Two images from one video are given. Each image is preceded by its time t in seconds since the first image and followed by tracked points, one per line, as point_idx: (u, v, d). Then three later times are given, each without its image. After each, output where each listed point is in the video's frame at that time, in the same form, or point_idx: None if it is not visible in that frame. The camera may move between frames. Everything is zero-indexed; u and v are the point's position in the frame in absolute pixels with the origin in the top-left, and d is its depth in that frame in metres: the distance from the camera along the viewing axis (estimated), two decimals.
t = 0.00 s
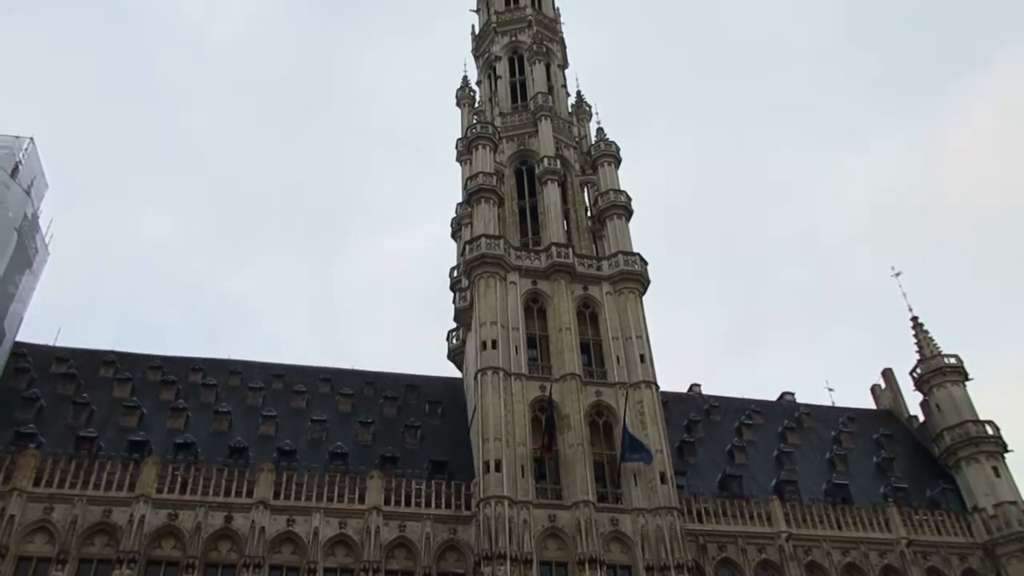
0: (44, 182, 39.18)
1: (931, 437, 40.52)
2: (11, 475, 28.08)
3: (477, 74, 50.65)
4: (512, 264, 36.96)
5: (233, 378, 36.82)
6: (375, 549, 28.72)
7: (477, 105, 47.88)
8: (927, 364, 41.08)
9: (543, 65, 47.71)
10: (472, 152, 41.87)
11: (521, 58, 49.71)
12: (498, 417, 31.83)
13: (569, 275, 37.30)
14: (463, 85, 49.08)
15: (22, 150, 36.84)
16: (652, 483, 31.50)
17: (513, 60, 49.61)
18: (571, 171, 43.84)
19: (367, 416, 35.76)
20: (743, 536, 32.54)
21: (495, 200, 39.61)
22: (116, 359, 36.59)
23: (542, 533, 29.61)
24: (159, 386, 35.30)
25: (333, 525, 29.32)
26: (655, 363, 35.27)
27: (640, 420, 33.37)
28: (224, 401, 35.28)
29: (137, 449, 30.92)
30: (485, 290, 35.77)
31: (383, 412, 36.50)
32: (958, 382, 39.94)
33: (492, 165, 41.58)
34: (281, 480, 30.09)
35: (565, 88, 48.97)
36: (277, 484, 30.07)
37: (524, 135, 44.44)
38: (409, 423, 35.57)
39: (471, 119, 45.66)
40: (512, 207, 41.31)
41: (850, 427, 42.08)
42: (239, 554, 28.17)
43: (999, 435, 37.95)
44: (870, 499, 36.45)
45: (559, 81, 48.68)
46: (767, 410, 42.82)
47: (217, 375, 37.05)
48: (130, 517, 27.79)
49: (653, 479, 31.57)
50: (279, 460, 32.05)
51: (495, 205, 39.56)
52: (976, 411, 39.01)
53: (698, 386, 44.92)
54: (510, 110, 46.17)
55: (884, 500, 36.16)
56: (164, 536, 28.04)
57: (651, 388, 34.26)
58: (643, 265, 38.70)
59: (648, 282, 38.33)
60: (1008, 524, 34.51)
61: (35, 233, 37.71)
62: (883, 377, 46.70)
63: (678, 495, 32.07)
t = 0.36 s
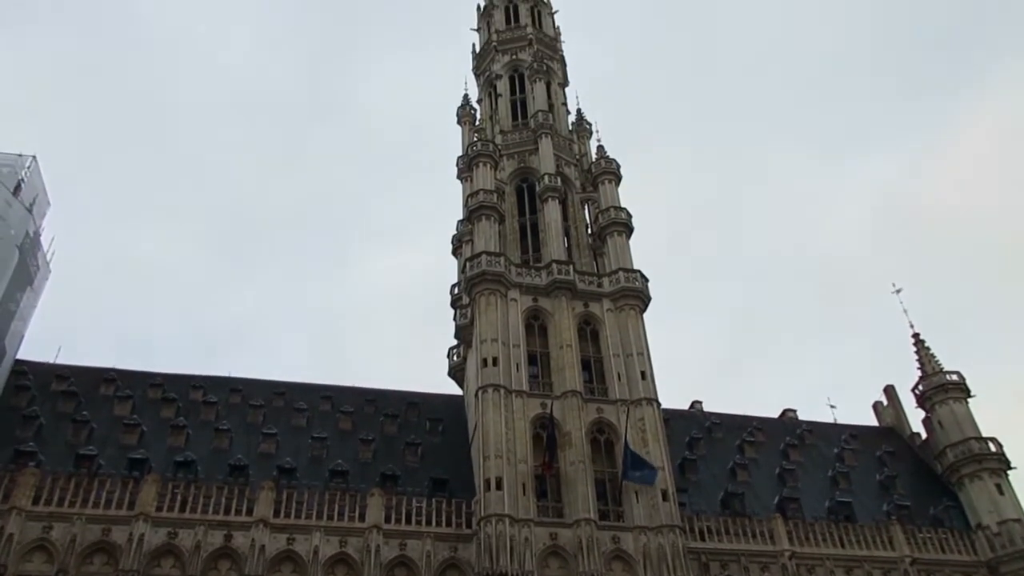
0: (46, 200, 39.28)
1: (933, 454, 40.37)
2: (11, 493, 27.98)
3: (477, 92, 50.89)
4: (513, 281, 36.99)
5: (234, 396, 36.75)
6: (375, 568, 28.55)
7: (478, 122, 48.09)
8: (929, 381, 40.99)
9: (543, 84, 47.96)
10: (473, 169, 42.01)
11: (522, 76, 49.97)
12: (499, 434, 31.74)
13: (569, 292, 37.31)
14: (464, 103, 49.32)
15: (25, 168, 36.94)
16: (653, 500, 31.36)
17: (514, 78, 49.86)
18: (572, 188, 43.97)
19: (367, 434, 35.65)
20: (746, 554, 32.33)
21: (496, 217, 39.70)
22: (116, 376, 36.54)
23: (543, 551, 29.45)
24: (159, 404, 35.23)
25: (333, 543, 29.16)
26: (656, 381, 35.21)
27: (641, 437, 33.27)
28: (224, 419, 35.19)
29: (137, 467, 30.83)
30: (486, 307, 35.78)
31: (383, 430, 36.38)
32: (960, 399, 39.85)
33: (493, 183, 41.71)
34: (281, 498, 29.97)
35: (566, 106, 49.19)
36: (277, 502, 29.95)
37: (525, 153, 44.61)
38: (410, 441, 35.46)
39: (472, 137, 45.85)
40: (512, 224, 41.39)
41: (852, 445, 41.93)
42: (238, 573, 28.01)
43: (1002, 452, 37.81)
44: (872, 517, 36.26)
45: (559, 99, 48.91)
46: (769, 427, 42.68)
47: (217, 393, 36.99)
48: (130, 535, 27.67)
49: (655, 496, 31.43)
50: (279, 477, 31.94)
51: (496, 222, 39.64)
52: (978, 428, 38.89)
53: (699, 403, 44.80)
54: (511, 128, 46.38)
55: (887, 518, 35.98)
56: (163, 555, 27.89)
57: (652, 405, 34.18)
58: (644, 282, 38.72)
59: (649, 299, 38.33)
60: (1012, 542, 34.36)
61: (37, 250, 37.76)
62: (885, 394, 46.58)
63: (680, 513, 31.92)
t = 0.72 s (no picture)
0: (47, 219, 39.34)
1: (937, 471, 40.18)
2: (10, 513, 27.83)
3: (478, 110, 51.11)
4: (514, 298, 36.98)
5: (234, 415, 36.64)
6: None
7: (478, 140, 48.25)
8: (931, 397, 40.88)
9: (543, 102, 48.16)
10: (473, 187, 42.12)
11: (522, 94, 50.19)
12: (500, 452, 31.61)
13: (571, 309, 37.27)
14: (464, 121, 49.52)
15: (26, 187, 37.02)
16: (656, 519, 31.19)
17: (514, 96, 50.07)
18: (572, 206, 44.05)
19: (368, 453, 35.51)
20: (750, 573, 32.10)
21: (496, 235, 39.75)
22: (117, 395, 36.45)
23: (545, 570, 29.24)
24: (159, 423, 35.12)
25: (334, 563, 28.97)
26: (658, 398, 35.11)
27: (643, 455, 33.13)
28: (224, 438, 35.05)
29: (137, 487, 30.70)
30: (487, 325, 35.74)
31: (384, 448, 36.25)
32: (963, 415, 39.73)
33: (494, 200, 41.80)
34: (281, 518, 29.81)
35: (566, 124, 49.38)
36: (278, 521, 29.79)
37: (525, 171, 44.73)
38: (411, 459, 35.33)
39: (473, 154, 46.00)
40: (513, 241, 41.44)
41: (855, 461, 41.74)
42: None
43: (1006, 468, 37.66)
44: (877, 534, 36.03)
45: (559, 117, 49.10)
46: (771, 444, 42.50)
47: (218, 412, 36.88)
48: (129, 556, 27.49)
49: (658, 515, 31.25)
50: (280, 497, 31.79)
51: (496, 240, 39.68)
52: (982, 444, 38.76)
53: (701, 420, 44.64)
54: (511, 146, 46.55)
55: (891, 536, 35.76)
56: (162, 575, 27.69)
57: (654, 423, 34.04)
58: (645, 299, 38.69)
59: (650, 316, 38.28)
60: (1017, 560, 34.37)
61: (38, 269, 37.76)
62: (888, 411, 46.43)
63: (683, 532, 31.72)
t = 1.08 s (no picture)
0: (50, 241, 39.49)
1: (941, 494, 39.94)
2: (8, 535, 27.67)
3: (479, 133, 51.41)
4: (515, 320, 37.00)
5: (234, 436, 36.55)
6: None
7: (480, 163, 48.47)
8: (934, 420, 40.74)
9: (544, 124, 48.43)
10: (475, 209, 42.29)
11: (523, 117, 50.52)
12: (501, 474, 31.47)
13: (572, 330, 37.27)
14: (466, 144, 49.81)
15: (30, 209, 37.21)
16: (658, 542, 30.98)
17: (515, 119, 50.37)
18: (573, 227, 44.17)
19: (368, 474, 35.38)
20: None
21: (498, 256, 39.82)
22: (117, 416, 36.38)
23: None
24: (159, 444, 35.03)
25: None
26: (659, 420, 34.99)
27: (645, 478, 32.96)
28: (224, 460, 34.94)
29: (136, 509, 30.57)
30: (488, 346, 35.72)
31: (385, 470, 36.11)
32: (966, 438, 39.57)
33: (495, 222, 41.93)
34: (281, 540, 29.66)
35: (567, 146, 49.63)
36: (277, 544, 29.64)
37: (526, 193, 44.91)
38: (412, 481, 35.19)
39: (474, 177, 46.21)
40: (514, 263, 41.53)
41: (858, 484, 41.51)
42: None
43: (1010, 491, 37.42)
44: (880, 558, 35.79)
45: (560, 139, 49.40)
46: (774, 467, 42.30)
47: (218, 433, 36.78)
48: None
49: (659, 538, 31.05)
50: (279, 519, 31.65)
51: (498, 261, 39.76)
52: (985, 467, 38.56)
53: (703, 442, 44.47)
54: (512, 168, 46.78)
55: (895, 560, 35.50)
56: None
57: (655, 445, 33.88)
58: (646, 320, 38.68)
59: (651, 338, 38.25)
60: None
61: (40, 291, 37.84)
62: (891, 433, 46.24)
63: (685, 556, 31.49)
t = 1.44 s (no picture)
0: (53, 260, 39.59)
1: (945, 516, 39.67)
2: (8, 556, 27.51)
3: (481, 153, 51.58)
4: (517, 339, 36.96)
5: (235, 456, 36.44)
6: None
7: (482, 182, 48.59)
8: (938, 440, 40.57)
9: (546, 144, 48.61)
10: (477, 228, 42.37)
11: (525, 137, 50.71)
12: (503, 495, 31.30)
13: (574, 349, 37.21)
14: (468, 163, 49.99)
15: (33, 229, 37.34)
16: (661, 563, 30.74)
17: (517, 138, 50.54)
18: (575, 247, 44.21)
19: (370, 495, 35.22)
20: None
21: (500, 276, 39.84)
22: (117, 437, 36.30)
23: None
24: (159, 464, 34.92)
25: None
26: (662, 440, 34.82)
27: (647, 498, 32.75)
28: (224, 480, 34.80)
29: (136, 530, 30.45)
30: (490, 366, 35.64)
31: (386, 490, 35.94)
32: (970, 458, 39.42)
33: (497, 241, 41.98)
34: (281, 561, 29.50)
35: (569, 166, 49.79)
36: (277, 565, 29.47)
37: (528, 213, 45.00)
38: (413, 502, 35.03)
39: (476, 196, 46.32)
40: (516, 282, 41.55)
41: (863, 505, 41.24)
42: None
43: (1016, 512, 37.21)
44: None
45: (562, 159, 49.58)
46: (777, 487, 42.05)
47: (218, 453, 36.67)
48: None
49: (662, 559, 30.82)
50: (280, 540, 31.50)
51: (500, 280, 39.77)
52: (990, 488, 38.37)
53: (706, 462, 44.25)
54: (514, 188, 46.91)
55: None
56: None
57: (658, 465, 33.67)
58: (648, 340, 38.61)
59: (653, 357, 38.16)
60: None
61: (42, 310, 37.89)
62: (895, 453, 45.99)
63: None
